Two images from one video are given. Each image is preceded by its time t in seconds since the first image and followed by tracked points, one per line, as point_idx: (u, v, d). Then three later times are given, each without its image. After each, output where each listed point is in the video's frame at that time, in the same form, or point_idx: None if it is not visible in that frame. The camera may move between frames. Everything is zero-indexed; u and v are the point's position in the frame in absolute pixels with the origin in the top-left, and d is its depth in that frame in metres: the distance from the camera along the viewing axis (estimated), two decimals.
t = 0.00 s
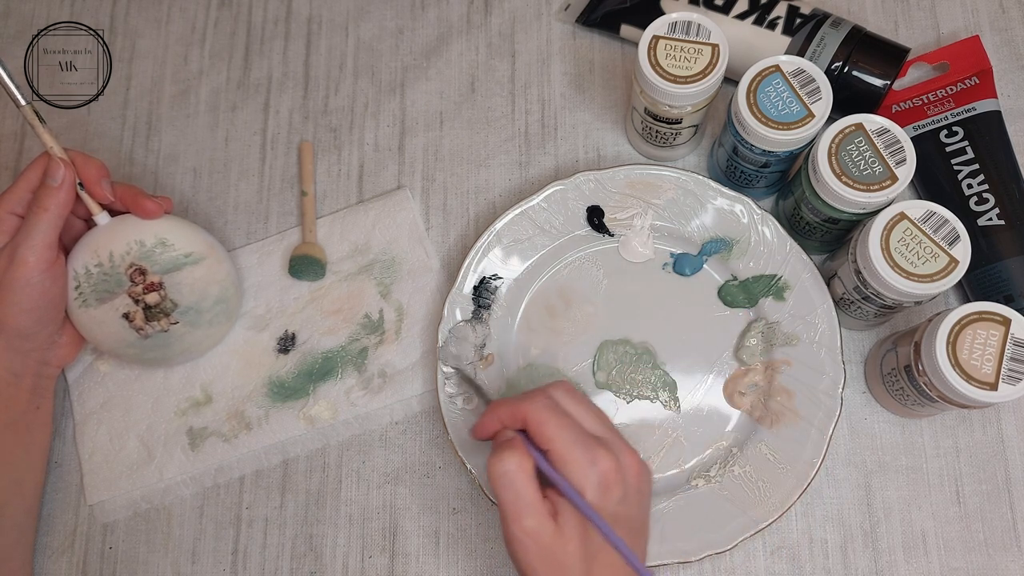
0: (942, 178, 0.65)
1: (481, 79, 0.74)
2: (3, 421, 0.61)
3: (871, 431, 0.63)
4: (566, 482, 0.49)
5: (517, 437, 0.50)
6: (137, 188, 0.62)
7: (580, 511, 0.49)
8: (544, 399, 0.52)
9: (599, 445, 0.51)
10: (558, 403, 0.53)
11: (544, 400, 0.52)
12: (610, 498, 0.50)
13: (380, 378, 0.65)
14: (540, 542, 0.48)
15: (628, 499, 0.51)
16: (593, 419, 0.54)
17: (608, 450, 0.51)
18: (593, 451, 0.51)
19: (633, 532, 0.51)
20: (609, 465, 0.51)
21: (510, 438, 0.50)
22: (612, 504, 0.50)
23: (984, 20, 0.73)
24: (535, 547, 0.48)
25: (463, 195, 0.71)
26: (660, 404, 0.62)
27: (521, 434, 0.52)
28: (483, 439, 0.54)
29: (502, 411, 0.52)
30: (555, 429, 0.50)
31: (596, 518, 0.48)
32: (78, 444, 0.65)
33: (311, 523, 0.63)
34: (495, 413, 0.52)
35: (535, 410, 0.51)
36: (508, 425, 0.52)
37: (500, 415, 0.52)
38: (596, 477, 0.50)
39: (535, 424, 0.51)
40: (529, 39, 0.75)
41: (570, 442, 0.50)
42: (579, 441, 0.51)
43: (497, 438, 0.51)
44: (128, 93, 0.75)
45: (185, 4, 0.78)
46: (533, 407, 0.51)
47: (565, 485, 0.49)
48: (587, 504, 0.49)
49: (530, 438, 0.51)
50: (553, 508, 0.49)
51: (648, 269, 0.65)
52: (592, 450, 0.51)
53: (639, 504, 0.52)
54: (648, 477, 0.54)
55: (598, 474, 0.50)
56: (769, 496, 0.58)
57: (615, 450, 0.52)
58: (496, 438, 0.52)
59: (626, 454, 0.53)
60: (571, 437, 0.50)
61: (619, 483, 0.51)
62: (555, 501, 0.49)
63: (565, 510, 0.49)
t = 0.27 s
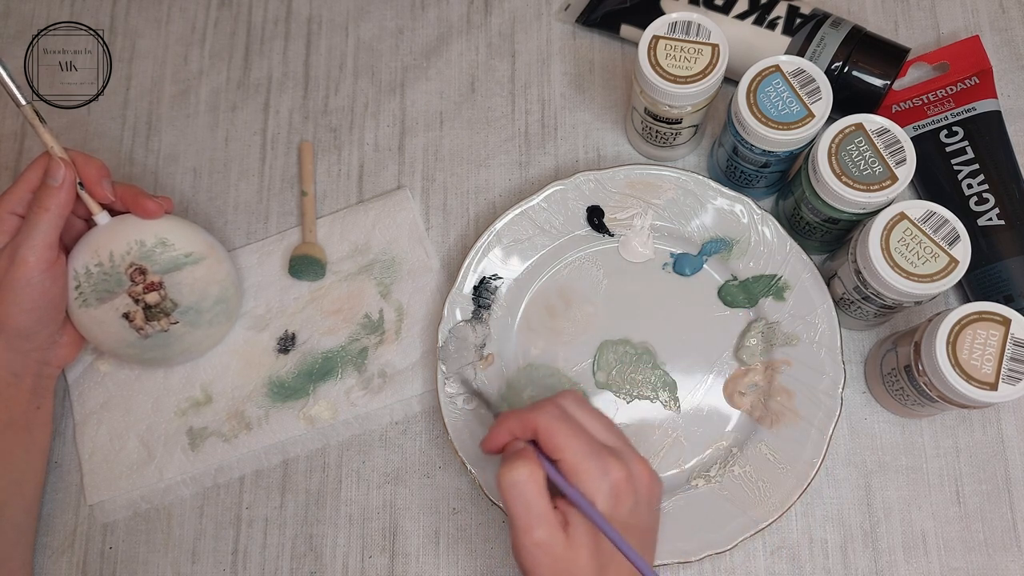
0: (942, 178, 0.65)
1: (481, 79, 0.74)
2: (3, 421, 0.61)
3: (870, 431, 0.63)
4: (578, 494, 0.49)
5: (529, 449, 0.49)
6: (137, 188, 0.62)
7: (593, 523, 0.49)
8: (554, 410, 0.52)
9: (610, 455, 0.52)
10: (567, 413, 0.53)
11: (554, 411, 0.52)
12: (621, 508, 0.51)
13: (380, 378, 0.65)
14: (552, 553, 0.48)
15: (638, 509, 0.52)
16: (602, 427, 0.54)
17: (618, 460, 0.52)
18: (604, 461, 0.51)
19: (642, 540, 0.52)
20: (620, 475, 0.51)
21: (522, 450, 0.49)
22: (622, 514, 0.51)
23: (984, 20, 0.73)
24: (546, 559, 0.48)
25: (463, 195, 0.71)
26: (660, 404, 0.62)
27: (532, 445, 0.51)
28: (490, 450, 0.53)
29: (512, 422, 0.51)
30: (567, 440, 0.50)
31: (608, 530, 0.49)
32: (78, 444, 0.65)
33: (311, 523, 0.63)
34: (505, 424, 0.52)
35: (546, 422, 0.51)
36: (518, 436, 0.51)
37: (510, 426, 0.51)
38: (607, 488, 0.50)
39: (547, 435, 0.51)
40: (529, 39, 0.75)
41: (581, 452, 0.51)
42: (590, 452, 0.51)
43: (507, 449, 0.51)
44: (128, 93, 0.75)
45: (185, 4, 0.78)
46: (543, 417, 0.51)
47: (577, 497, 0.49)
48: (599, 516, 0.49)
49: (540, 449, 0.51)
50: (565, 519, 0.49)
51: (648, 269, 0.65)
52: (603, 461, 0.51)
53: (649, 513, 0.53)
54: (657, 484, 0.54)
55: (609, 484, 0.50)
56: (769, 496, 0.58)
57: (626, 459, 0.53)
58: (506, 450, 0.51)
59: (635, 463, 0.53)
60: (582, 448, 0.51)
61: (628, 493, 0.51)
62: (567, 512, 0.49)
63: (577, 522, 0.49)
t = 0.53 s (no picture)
0: (942, 178, 0.65)
1: (481, 79, 0.74)
2: (4, 421, 0.61)
3: (870, 431, 0.63)
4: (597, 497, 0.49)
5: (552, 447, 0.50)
6: (137, 188, 0.62)
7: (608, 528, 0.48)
8: (581, 413, 0.52)
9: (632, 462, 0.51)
10: (594, 417, 0.53)
11: (581, 413, 0.52)
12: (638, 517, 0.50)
13: (380, 378, 0.65)
14: (565, 555, 0.48)
15: (653, 520, 0.51)
16: (626, 435, 0.54)
17: (641, 469, 0.51)
18: (628, 468, 0.51)
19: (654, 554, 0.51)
20: (642, 484, 0.51)
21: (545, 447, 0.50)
22: (639, 523, 0.50)
23: (984, 20, 0.73)
24: (558, 560, 0.48)
25: (463, 195, 0.71)
26: (660, 404, 0.62)
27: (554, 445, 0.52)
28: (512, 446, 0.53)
29: (538, 420, 0.52)
30: (592, 443, 0.50)
31: (625, 536, 0.48)
32: (78, 444, 0.65)
33: (311, 523, 0.63)
34: (530, 420, 0.52)
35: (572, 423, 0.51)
36: (542, 435, 0.52)
37: (535, 423, 0.52)
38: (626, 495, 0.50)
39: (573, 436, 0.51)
40: (529, 39, 0.75)
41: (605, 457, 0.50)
42: (614, 457, 0.51)
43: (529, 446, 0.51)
44: (128, 93, 0.75)
45: (186, 4, 0.78)
46: (570, 417, 0.51)
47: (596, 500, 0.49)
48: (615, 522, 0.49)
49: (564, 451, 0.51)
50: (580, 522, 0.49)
51: (648, 269, 0.65)
52: (626, 467, 0.51)
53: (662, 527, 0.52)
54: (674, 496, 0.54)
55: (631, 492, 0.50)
56: (769, 496, 0.58)
57: (647, 470, 0.52)
58: (529, 446, 0.52)
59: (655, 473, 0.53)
60: (608, 453, 0.50)
61: (648, 503, 0.51)
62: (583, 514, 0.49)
63: (591, 525, 0.49)
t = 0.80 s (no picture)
0: (942, 178, 0.65)
1: (481, 79, 0.74)
2: (4, 421, 0.61)
3: (871, 431, 0.63)
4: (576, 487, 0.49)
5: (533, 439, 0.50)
6: (138, 188, 0.62)
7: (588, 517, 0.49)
8: (560, 402, 0.52)
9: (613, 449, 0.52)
10: (573, 406, 0.53)
11: (560, 403, 0.52)
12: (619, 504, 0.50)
13: (380, 378, 0.65)
14: (548, 545, 0.48)
15: (638, 506, 0.51)
16: (607, 423, 0.54)
17: (621, 456, 0.51)
18: (606, 455, 0.51)
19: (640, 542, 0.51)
20: (622, 470, 0.51)
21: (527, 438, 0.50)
22: (622, 511, 0.50)
23: (984, 20, 0.73)
24: (543, 550, 0.48)
25: (463, 195, 0.71)
26: (660, 404, 0.62)
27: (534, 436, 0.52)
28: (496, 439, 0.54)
29: (518, 412, 0.52)
30: (571, 433, 0.50)
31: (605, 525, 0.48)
32: (78, 444, 0.65)
33: (311, 523, 0.63)
34: (510, 414, 0.52)
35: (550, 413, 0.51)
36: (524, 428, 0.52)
37: (516, 416, 0.52)
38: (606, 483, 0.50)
39: (552, 427, 0.51)
40: (529, 39, 0.75)
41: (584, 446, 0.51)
42: (593, 446, 0.51)
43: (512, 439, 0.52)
44: (128, 93, 0.75)
45: (185, 4, 0.78)
46: (550, 408, 0.52)
47: (576, 490, 0.49)
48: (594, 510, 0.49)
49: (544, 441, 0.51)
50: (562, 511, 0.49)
51: (648, 269, 0.65)
52: (605, 455, 0.51)
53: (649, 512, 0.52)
54: (659, 484, 0.53)
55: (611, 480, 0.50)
56: (769, 496, 0.58)
57: (628, 457, 0.52)
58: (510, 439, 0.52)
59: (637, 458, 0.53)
60: (585, 441, 0.50)
61: (628, 490, 0.51)
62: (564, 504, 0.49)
63: (573, 513, 0.49)
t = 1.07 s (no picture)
0: (942, 178, 0.65)
1: (481, 79, 0.74)
2: (4, 421, 0.61)
3: (871, 431, 0.63)
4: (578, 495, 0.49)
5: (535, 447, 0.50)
6: (138, 188, 0.62)
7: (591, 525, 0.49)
8: (561, 409, 0.52)
9: (615, 456, 0.52)
10: (574, 413, 0.53)
11: (561, 411, 0.52)
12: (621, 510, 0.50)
13: (380, 378, 0.65)
14: (551, 554, 0.48)
15: (638, 512, 0.51)
16: (606, 429, 0.54)
17: (623, 463, 0.51)
18: (608, 463, 0.51)
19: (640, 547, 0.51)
20: (624, 478, 0.51)
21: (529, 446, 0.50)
22: (623, 518, 0.50)
23: (984, 20, 0.73)
24: (546, 559, 0.48)
25: (463, 195, 0.71)
26: (660, 404, 0.62)
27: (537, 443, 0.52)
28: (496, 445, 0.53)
29: (520, 419, 0.52)
30: (573, 441, 0.50)
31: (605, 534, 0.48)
32: (78, 444, 0.65)
33: (311, 523, 0.63)
34: (511, 421, 0.52)
35: (552, 420, 0.51)
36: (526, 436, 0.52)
37: (518, 423, 0.52)
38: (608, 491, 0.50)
39: (554, 435, 0.50)
40: (529, 39, 0.75)
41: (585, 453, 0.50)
42: (596, 454, 0.51)
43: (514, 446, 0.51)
44: (128, 93, 0.75)
45: (185, 4, 0.78)
46: (551, 415, 0.51)
47: (578, 498, 0.49)
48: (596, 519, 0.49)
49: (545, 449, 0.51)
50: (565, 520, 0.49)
51: (648, 269, 0.65)
52: (607, 463, 0.51)
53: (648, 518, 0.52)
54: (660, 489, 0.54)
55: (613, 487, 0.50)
56: (769, 496, 0.58)
57: (630, 464, 0.52)
58: (512, 446, 0.52)
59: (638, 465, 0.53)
60: (587, 449, 0.50)
61: (630, 497, 0.51)
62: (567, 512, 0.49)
63: (575, 522, 0.49)
